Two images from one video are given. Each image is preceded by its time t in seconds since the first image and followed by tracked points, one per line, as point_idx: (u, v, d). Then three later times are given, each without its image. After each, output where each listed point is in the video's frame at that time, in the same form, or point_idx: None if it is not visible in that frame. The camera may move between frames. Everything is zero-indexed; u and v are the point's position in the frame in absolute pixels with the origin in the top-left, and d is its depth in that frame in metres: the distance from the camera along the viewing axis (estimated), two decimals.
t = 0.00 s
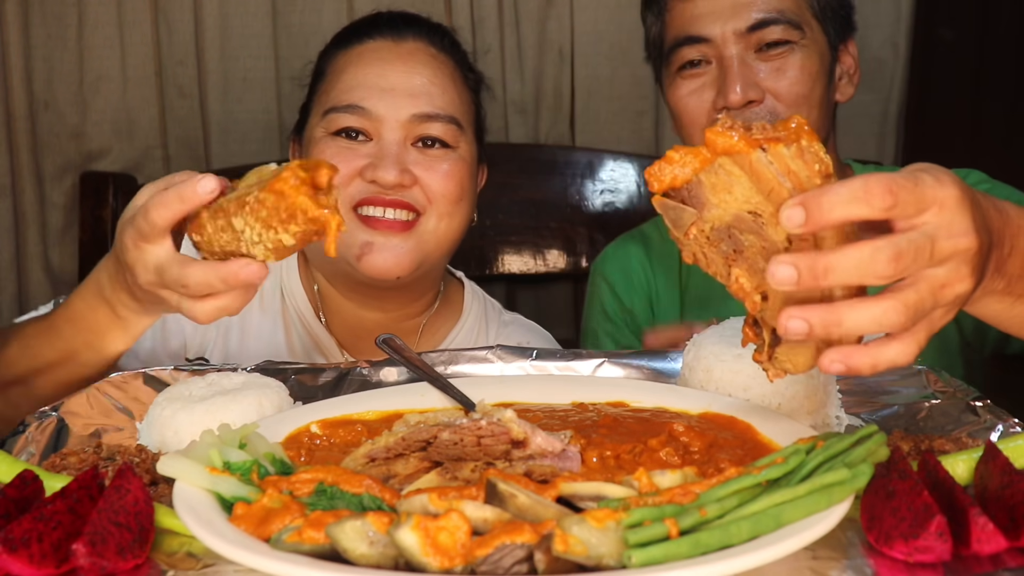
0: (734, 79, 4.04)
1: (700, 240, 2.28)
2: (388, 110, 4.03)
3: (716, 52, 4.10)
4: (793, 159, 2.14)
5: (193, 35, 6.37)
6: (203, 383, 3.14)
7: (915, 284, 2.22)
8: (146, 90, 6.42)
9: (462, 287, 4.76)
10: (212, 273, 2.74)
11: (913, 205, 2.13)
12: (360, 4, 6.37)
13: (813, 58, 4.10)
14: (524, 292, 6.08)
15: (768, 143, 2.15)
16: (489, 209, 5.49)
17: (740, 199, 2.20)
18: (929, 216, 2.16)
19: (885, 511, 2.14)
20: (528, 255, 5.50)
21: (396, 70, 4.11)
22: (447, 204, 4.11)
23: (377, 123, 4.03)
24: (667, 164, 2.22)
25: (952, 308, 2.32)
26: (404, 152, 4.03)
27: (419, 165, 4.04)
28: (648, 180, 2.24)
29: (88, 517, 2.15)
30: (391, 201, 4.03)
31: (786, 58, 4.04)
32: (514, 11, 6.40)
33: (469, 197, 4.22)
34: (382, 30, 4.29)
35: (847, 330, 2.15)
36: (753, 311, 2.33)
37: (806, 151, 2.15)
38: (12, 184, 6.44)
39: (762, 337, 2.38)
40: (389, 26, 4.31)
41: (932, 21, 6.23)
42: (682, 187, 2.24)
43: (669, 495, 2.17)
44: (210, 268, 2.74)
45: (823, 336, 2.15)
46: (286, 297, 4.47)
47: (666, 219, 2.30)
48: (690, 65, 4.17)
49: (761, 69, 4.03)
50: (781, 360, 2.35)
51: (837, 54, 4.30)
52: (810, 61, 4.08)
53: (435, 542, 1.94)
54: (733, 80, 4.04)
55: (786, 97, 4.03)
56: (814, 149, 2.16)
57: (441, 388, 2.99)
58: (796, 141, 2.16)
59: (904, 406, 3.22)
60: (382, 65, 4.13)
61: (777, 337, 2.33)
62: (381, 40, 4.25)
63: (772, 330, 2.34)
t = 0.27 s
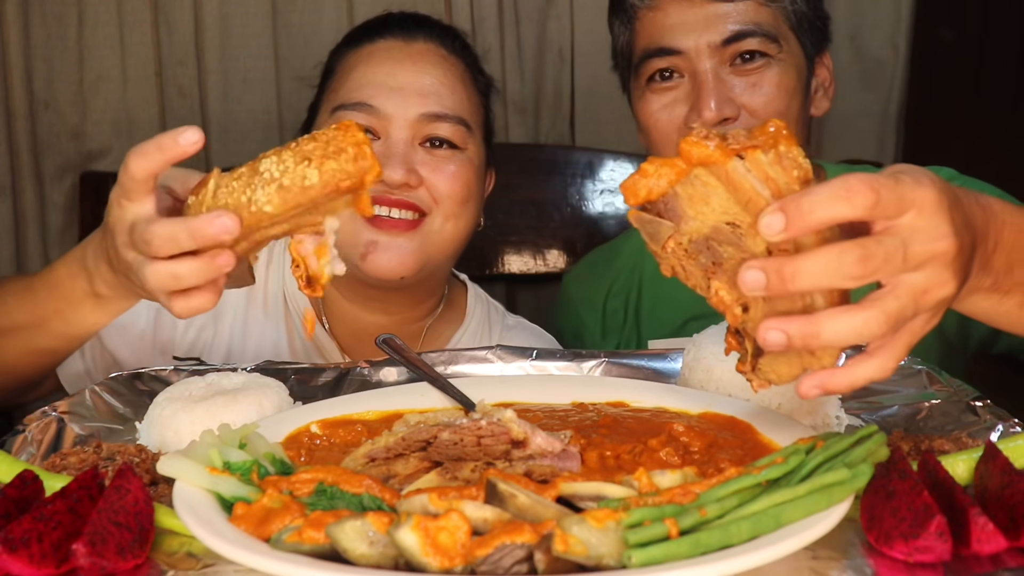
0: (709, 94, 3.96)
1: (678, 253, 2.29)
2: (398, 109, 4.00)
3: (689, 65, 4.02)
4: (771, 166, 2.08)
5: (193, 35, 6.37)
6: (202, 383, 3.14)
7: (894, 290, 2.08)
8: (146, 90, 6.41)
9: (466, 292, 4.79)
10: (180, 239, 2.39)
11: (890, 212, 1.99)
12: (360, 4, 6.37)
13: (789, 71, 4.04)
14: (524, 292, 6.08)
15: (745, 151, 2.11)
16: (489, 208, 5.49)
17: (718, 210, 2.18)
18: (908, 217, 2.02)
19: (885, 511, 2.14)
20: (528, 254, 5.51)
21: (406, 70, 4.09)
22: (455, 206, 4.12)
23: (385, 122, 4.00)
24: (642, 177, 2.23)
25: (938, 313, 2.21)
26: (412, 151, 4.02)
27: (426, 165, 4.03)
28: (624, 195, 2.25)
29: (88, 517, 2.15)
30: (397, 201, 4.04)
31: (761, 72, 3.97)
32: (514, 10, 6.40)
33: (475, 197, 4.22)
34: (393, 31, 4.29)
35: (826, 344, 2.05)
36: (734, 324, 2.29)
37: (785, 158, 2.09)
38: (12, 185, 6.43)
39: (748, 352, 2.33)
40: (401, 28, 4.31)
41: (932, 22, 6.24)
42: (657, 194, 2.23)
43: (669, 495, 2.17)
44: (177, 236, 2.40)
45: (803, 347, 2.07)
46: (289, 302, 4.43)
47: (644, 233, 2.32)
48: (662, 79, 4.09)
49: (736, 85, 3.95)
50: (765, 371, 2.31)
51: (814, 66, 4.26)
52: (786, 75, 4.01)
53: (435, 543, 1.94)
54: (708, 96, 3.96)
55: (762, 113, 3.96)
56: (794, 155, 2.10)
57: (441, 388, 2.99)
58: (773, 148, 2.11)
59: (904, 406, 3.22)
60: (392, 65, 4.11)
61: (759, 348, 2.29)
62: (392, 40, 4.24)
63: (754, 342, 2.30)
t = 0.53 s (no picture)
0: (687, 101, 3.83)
1: (614, 252, 2.13)
2: (421, 108, 4.00)
3: (666, 71, 3.90)
4: (708, 151, 1.91)
5: (193, 35, 6.37)
6: (202, 383, 3.14)
7: (862, 281, 1.86)
8: (146, 90, 6.41)
9: (476, 297, 4.80)
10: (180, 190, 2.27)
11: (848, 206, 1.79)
12: (360, 5, 6.37)
13: (771, 74, 3.91)
14: (524, 292, 6.08)
15: (681, 136, 1.93)
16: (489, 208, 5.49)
17: (653, 203, 2.01)
18: (872, 197, 1.80)
19: (885, 511, 2.14)
20: (528, 255, 5.56)
21: (431, 69, 4.08)
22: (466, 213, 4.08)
23: (407, 121, 4.00)
24: (566, 176, 2.02)
25: (918, 304, 1.96)
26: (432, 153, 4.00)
27: (445, 170, 3.99)
28: (550, 193, 2.04)
29: (88, 517, 2.16)
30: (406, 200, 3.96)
31: (742, 79, 3.85)
32: (514, 11, 6.41)
33: (490, 210, 4.19)
34: (422, 34, 4.31)
35: (782, 345, 1.88)
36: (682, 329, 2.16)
37: (726, 139, 1.92)
38: (12, 184, 6.46)
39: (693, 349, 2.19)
40: (431, 31, 4.32)
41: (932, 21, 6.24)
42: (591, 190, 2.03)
43: (669, 495, 2.16)
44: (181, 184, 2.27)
45: (757, 349, 1.90)
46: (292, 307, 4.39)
47: (575, 232, 2.14)
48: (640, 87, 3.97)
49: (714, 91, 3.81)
50: (722, 378, 2.14)
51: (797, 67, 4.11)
52: (768, 80, 3.89)
53: (435, 543, 1.94)
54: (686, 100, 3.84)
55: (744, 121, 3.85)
56: (733, 136, 1.92)
57: (441, 388, 2.99)
58: (710, 131, 1.93)
59: (904, 406, 3.22)
60: (419, 65, 4.10)
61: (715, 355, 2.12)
62: (420, 42, 4.24)
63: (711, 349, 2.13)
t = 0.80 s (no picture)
0: (683, 116, 3.73)
1: (636, 349, 1.81)
2: (436, 108, 3.96)
3: (660, 84, 3.79)
4: (733, 231, 1.59)
5: (193, 35, 6.37)
6: (203, 383, 3.14)
7: (927, 361, 1.64)
8: (146, 90, 6.40)
9: (483, 301, 4.79)
10: (207, 142, 2.40)
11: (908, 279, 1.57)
12: (360, 5, 6.36)
13: (769, 85, 3.83)
14: (524, 291, 6.08)
15: (695, 213, 1.59)
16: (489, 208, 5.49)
17: (674, 291, 1.69)
18: (934, 272, 1.57)
19: (886, 512, 2.15)
20: (528, 254, 5.58)
21: (448, 71, 4.08)
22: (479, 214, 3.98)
23: (423, 120, 3.95)
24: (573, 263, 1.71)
25: (984, 378, 1.76)
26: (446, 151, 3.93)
27: (459, 169, 3.91)
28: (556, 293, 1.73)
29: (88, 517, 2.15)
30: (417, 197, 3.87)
31: (738, 90, 3.75)
32: (514, 11, 6.41)
33: (504, 210, 4.12)
34: (438, 36, 4.34)
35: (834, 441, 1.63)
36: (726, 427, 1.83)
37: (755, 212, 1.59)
38: (12, 184, 6.46)
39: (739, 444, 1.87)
40: (447, 33, 4.37)
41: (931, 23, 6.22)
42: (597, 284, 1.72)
43: (669, 495, 2.16)
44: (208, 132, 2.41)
45: (807, 444, 1.65)
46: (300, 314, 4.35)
47: (589, 331, 1.82)
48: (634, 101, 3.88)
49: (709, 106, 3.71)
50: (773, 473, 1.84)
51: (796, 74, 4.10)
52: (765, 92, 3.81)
53: (435, 542, 1.94)
54: (683, 116, 3.73)
55: (741, 134, 3.75)
56: (760, 210, 1.59)
57: (441, 388, 2.99)
58: (727, 203, 1.59)
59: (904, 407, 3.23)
60: (437, 66, 4.10)
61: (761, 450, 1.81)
62: (436, 44, 4.27)
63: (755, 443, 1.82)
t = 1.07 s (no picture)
0: (683, 127, 3.73)
1: (676, 405, 1.86)
2: (441, 100, 3.96)
3: (660, 95, 3.78)
4: (765, 282, 1.61)
5: (193, 35, 6.37)
6: (203, 383, 3.14)
7: (974, 384, 1.69)
8: (146, 90, 6.40)
9: (489, 304, 4.78)
10: (198, 143, 2.42)
11: (946, 309, 1.61)
12: (360, 6, 6.36)
13: (769, 93, 3.83)
14: (524, 292, 6.08)
15: (725, 268, 1.60)
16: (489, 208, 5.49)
17: (711, 346, 1.73)
18: (972, 303, 1.63)
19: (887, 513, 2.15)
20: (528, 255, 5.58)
21: (453, 66, 4.09)
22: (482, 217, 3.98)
23: (427, 112, 3.95)
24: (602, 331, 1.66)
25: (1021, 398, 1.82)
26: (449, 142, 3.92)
27: (462, 161, 3.90)
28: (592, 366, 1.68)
29: (88, 517, 2.15)
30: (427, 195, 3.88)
31: (740, 99, 3.76)
32: (514, 11, 6.41)
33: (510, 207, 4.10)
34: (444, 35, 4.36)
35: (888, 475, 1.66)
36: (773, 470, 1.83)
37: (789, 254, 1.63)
38: (12, 185, 6.45)
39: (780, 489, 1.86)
40: (452, 32, 4.39)
41: (931, 22, 6.22)
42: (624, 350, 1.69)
43: (669, 496, 2.16)
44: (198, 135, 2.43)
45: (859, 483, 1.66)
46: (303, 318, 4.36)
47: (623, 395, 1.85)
48: (633, 111, 3.88)
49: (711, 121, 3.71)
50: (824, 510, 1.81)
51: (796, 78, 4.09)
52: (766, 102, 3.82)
53: (435, 542, 1.94)
54: (685, 127, 3.72)
55: (741, 143, 3.77)
56: (789, 257, 1.61)
57: (441, 388, 2.99)
58: (757, 253, 1.61)
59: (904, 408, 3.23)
60: (438, 60, 4.11)
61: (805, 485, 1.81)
62: (442, 42, 4.29)
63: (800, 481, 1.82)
